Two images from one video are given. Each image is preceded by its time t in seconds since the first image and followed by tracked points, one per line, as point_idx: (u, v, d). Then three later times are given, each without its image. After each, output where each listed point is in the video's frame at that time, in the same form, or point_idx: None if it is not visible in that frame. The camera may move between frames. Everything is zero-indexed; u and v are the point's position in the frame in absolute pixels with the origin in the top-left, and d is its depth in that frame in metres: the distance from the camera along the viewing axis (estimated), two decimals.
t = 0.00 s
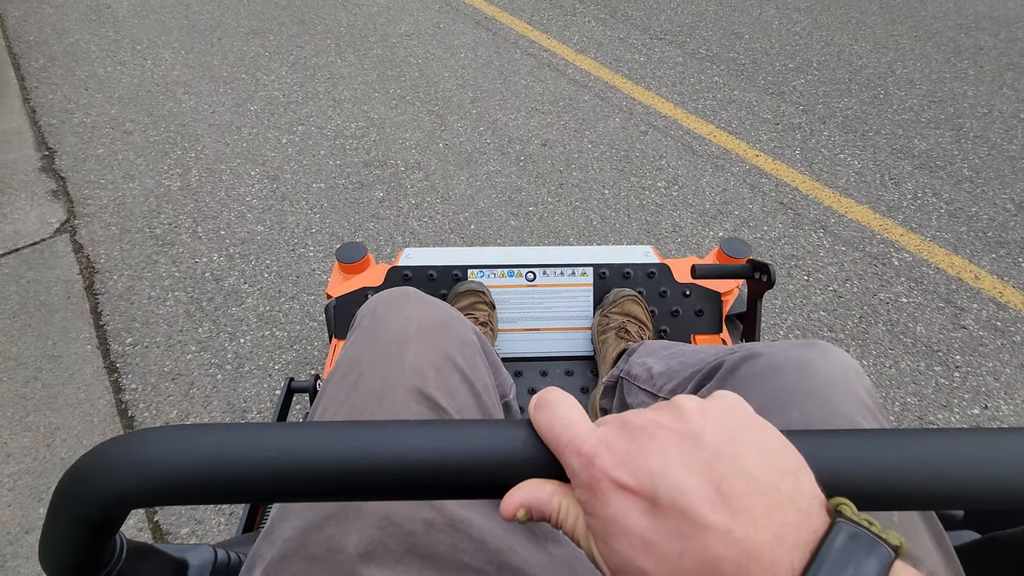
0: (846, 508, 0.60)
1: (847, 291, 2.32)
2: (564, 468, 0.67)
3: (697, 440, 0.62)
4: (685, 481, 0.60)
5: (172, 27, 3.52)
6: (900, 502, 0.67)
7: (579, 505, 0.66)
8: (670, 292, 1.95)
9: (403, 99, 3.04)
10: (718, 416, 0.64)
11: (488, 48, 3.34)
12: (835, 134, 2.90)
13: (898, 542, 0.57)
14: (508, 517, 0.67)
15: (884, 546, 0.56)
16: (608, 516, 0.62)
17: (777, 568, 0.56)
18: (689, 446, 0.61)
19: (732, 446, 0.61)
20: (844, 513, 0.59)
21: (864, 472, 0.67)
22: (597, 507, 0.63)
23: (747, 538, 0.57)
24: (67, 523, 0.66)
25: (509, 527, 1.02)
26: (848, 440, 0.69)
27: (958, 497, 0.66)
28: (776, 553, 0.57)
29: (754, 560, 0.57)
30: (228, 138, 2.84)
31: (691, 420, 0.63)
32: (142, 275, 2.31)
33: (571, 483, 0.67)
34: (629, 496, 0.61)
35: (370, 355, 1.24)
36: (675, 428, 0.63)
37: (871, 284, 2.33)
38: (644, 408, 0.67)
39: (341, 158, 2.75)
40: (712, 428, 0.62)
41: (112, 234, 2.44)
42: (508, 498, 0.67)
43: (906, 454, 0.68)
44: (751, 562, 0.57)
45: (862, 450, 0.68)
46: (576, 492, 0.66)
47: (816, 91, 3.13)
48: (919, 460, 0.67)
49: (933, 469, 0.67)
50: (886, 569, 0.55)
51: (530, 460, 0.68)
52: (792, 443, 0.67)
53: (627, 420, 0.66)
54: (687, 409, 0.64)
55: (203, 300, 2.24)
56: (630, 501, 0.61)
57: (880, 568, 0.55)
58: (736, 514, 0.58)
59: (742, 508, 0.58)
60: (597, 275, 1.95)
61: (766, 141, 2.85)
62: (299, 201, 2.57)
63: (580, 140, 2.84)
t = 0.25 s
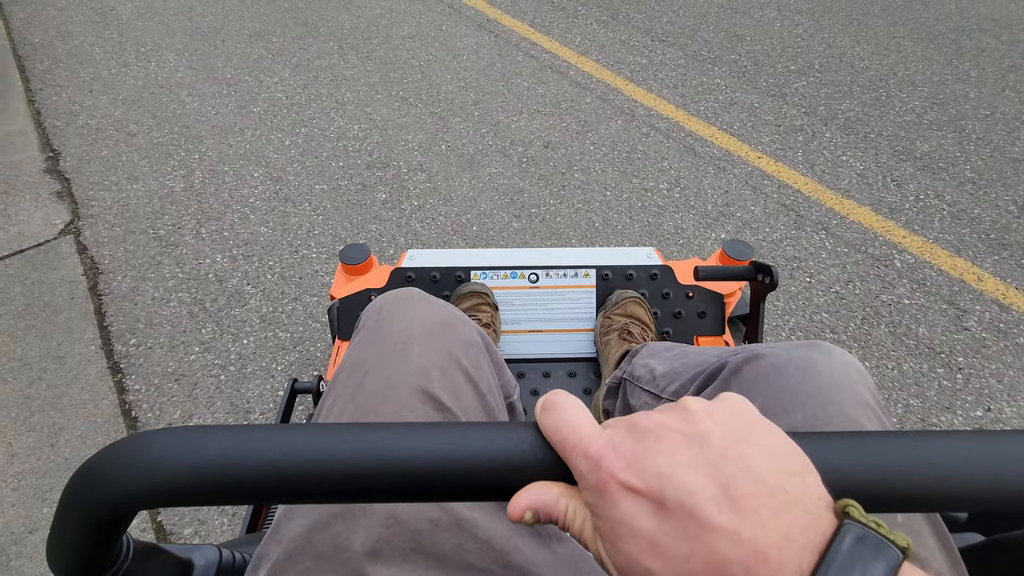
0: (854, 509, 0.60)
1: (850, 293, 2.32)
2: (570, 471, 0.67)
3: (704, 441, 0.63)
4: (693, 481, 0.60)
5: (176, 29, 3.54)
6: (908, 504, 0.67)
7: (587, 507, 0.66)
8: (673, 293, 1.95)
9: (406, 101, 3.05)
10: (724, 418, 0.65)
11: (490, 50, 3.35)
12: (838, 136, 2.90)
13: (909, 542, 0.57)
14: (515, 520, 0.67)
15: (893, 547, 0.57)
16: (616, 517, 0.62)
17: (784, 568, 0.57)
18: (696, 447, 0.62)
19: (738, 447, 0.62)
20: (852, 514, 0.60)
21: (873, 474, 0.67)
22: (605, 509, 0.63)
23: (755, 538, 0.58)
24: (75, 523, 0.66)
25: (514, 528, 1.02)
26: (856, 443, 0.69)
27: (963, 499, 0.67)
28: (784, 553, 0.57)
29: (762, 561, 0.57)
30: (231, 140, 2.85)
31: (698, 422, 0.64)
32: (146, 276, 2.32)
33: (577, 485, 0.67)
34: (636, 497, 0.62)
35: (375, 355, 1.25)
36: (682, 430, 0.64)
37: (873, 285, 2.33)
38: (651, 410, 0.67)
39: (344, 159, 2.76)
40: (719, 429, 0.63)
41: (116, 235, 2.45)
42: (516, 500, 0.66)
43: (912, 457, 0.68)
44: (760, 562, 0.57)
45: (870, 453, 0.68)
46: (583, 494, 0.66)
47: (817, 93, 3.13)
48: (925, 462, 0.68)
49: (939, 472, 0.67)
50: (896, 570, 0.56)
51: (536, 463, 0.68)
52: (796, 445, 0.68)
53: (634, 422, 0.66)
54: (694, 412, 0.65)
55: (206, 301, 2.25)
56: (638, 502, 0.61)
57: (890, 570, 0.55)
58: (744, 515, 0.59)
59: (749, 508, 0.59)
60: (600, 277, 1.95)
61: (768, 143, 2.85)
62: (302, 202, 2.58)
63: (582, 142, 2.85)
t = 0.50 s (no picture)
0: (851, 517, 0.60)
1: (849, 293, 2.32)
2: (567, 480, 0.68)
3: (700, 450, 0.63)
4: (690, 490, 0.61)
5: (179, 33, 3.56)
6: (906, 512, 0.68)
7: (583, 516, 0.67)
8: (674, 297, 1.95)
9: (407, 103, 3.06)
10: (720, 426, 0.66)
11: (491, 52, 3.36)
12: (837, 136, 2.91)
13: (906, 551, 0.57)
14: (512, 528, 0.68)
15: (891, 557, 0.57)
16: (613, 527, 0.63)
17: None
18: (693, 456, 0.63)
19: (735, 456, 0.63)
20: (849, 522, 0.60)
21: (871, 483, 0.68)
22: (602, 518, 0.64)
23: (753, 547, 0.59)
24: (76, 529, 0.68)
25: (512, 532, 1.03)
26: (855, 451, 0.70)
27: (963, 507, 0.67)
28: (782, 563, 0.58)
29: (759, 570, 0.58)
30: (234, 142, 2.87)
31: (695, 430, 0.65)
32: (149, 278, 2.34)
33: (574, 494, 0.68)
34: (633, 507, 0.62)
35: (373, 360, 1.26)
36: (679, 438, 0.65)
37: (873, 285, 2.34)
38: (647, 417, 0.68)
39: (345, 162, 2.78)
40: (715, 438, 0.64)
41: (120, 237, 2.47)
42: (512, 510, 0.68)
43: (911, 465, 0.69)
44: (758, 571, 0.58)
45: (869, 461, 0.69)
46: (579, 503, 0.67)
47: (817, 94, 3.14)
48: (924, 470, 0.68)
49: (938, 480, 0.68)
50: None
51: (532, 471, 0.69)
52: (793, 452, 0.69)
53: (630, 430, 0.67)
54: (691, 420, 0.66)
55: (209, 302, 2.26)
56: (635, 512, 0.62)
57: None
58: (741, 524, 0.59)
59: (746, 517, 0.60)
60: (602, 281, 1.96)
61: (767, 144, 2.86)
62: (304, 204, 2.60)
63: (582, 143, 2.86)
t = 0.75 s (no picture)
0: (845, 511, 0.61)
1: (848, 289, 2.34)
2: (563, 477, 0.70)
3: (695, 445, 0.64)
4: (684, 485, 0.62)
5: (181, 36, 3.59)
6: (901, 507, 0.69)
7: (578, 511, 0.68)
8: (675, 297, 1.97)
9: (407, 104, 3.08)
10: (715, 422, 0.66)
11: (491, 53, 3.38)
12: (836, 135, 2.93)
13: (898, 543, 0.58)
14: (508, 526, 0.69)
15: (882, 547, 0.58)
16: (609, 522, 0.64)
17: (775, 570, 0.58)
18: (688, 451, 0.64)
19: (729, 451, 0.63)
20: (842, 515, 0.61)
21: (866, 477, 0.69)
22: (598, 514, 0.65)
23: (747, 540, 0.59)
24: (79, 527, 0.69)
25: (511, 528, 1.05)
26: (849, 446, 0.71)
27: (955, 502, 0.69)
28: (775, 555, 0.58)
29: (753, 562, 0.58)
30: (235, 143, 2.89)
31: (690, 426, 0.66)
32: (151, 277, 2.35)
33: (570, 491, 0.69)
34: (628, 501, 0.63)
35: (373, 358, 1.27)
36: (674, 434, 0.65)
37: (871, 282, 2.35)
38: (642, 414, 0.69)
39: (346, 162, 2.79)
40: (710, 433, 0.65)
41: (123, 238, 2.49)
42: (508, 507, 0.69)
43: (905, 461, 0.70)
44: (752, 564, 0.58)
45: (863, 457, 0.70)
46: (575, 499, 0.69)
47: (816, 93, 3.16)
48: (919, 466, 0.70)
49: (932, 476, 0.69)
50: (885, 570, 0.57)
51: (527, 468, 0.70)
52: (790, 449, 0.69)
53: (626, 426, 0.68)
54: (685, 415, 0.66)
55: (212, 301, 2.28)
56: (630, 506, 0.63)
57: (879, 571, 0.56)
58: (734, 517, 0.60)
59: (740, 510, 0.60)
60: (603, 281, 1.97)
61: (766, 143, 2.88)
62: (305, 204, 2.61)
63: (582, 143, 2.88)
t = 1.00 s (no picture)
0: (843, 513, 0.61)
1: (846, 286, 2.35)
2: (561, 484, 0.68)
3: (693, 449, 0.63)
4: (684, 490, 0.61)
5: (182, 39, 3.61)
6: (898, 511, 0.69)
7: (578, 519, 0.67)
8: (676, 299, 1.98)
9: (407, 105, 3.10)
10: (713, 425, 0.65)
11: (490, 54, 3.41)
12: (833, 133, 2.94)
13: (896, 545, 0.58)
14: (506, 537, 0.68)
15: (881, 549, 0.57)
16: (608, 528, 0.63)
17: (775, 574, 0.57)
18: (686, 456, 0.63)
19: (727, 455, 0.63)
20: (841, 518, 0.61)
21: (860, 481, 0.69)
22: (598, 521, 0.64)
23: (746, 545, 0.59)
24: (76, 534, 0.68)
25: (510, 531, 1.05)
26: (843, 450, 0.71)
27: (954, 506, 0.68)
28: (775, 559, 0.58)
29: (753, 567, 0.58)
30: (236, 145, 2.91)
31: (688, 430, 0.65)
32: (154, 278, 2.37)
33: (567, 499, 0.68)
34: (628, 508, 0.62)
35: (371, 362, 1.28)
36: (672, 438, 0.64)
37: (869, 279, 2.36)
38: (639, 418, 0.68)
39: (346, 163, 2.81)
40: (708, 437, 0.64)
41: (125, 239, 2.51)
42: (506, 518, 0.67)
43: (901, 464, 0.70)
44: (752, 569, 0.58)
45: (857, 460, 0.70)
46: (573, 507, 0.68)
47: (813, 92, 3.17)
48: (914, 470, 0.69)
49: (929, 480, 0.69)
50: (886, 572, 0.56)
51: (526, 478, 0.69)
52: (786, 453, 0.69)
53: (623, 431, 0.67)
54: (683, 419, 0.66)
55: (214, 302, 2.29)
56: (629, 513, 0.62)
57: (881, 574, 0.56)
58: (734, 521, 0.60)
59: (739, 515, 0.60)
60: (603, 283, 2.00)
61: (764, 141, 2.89)
62: (305, 206, 2.63)
63: (580, 143, 2.89)
